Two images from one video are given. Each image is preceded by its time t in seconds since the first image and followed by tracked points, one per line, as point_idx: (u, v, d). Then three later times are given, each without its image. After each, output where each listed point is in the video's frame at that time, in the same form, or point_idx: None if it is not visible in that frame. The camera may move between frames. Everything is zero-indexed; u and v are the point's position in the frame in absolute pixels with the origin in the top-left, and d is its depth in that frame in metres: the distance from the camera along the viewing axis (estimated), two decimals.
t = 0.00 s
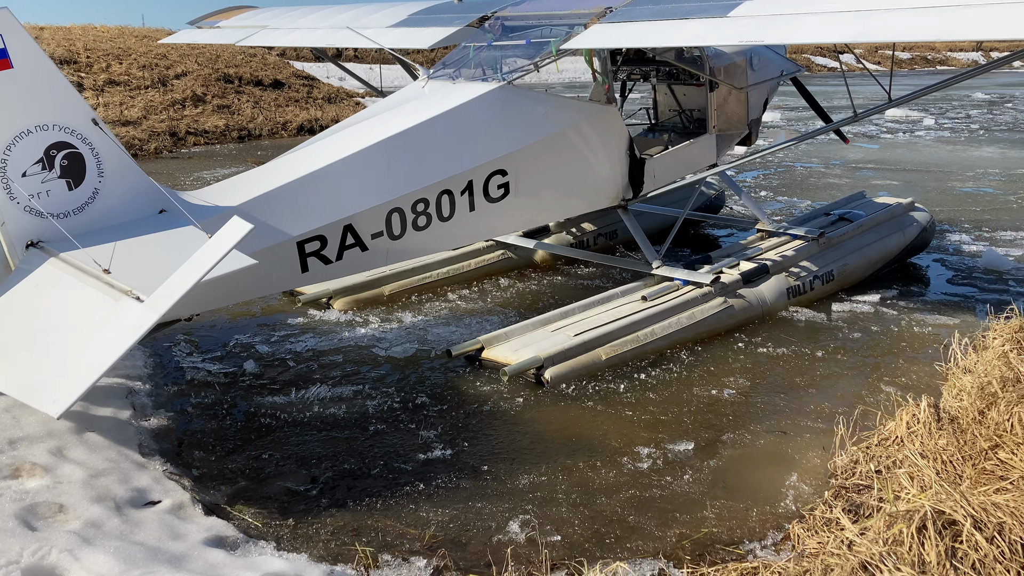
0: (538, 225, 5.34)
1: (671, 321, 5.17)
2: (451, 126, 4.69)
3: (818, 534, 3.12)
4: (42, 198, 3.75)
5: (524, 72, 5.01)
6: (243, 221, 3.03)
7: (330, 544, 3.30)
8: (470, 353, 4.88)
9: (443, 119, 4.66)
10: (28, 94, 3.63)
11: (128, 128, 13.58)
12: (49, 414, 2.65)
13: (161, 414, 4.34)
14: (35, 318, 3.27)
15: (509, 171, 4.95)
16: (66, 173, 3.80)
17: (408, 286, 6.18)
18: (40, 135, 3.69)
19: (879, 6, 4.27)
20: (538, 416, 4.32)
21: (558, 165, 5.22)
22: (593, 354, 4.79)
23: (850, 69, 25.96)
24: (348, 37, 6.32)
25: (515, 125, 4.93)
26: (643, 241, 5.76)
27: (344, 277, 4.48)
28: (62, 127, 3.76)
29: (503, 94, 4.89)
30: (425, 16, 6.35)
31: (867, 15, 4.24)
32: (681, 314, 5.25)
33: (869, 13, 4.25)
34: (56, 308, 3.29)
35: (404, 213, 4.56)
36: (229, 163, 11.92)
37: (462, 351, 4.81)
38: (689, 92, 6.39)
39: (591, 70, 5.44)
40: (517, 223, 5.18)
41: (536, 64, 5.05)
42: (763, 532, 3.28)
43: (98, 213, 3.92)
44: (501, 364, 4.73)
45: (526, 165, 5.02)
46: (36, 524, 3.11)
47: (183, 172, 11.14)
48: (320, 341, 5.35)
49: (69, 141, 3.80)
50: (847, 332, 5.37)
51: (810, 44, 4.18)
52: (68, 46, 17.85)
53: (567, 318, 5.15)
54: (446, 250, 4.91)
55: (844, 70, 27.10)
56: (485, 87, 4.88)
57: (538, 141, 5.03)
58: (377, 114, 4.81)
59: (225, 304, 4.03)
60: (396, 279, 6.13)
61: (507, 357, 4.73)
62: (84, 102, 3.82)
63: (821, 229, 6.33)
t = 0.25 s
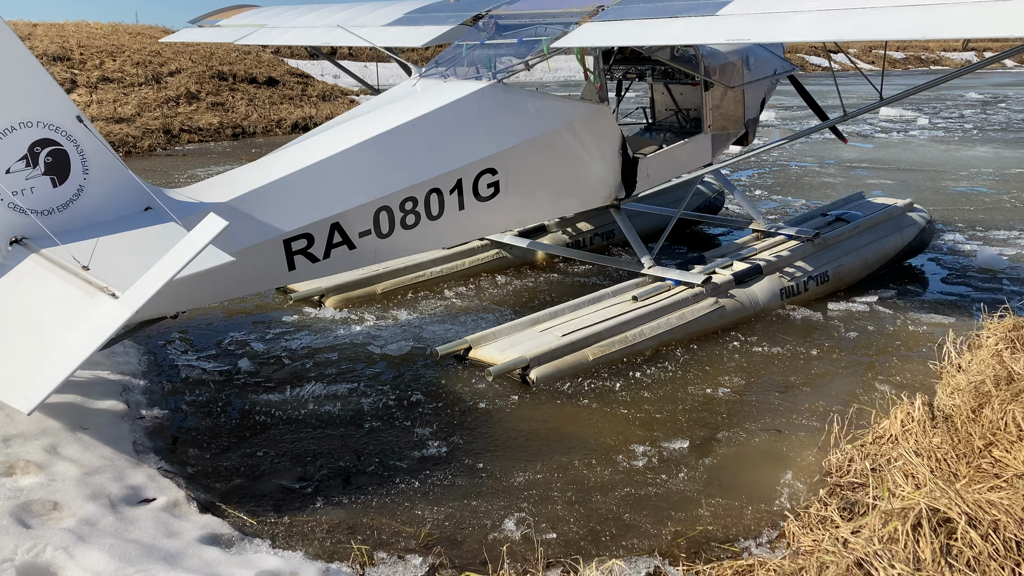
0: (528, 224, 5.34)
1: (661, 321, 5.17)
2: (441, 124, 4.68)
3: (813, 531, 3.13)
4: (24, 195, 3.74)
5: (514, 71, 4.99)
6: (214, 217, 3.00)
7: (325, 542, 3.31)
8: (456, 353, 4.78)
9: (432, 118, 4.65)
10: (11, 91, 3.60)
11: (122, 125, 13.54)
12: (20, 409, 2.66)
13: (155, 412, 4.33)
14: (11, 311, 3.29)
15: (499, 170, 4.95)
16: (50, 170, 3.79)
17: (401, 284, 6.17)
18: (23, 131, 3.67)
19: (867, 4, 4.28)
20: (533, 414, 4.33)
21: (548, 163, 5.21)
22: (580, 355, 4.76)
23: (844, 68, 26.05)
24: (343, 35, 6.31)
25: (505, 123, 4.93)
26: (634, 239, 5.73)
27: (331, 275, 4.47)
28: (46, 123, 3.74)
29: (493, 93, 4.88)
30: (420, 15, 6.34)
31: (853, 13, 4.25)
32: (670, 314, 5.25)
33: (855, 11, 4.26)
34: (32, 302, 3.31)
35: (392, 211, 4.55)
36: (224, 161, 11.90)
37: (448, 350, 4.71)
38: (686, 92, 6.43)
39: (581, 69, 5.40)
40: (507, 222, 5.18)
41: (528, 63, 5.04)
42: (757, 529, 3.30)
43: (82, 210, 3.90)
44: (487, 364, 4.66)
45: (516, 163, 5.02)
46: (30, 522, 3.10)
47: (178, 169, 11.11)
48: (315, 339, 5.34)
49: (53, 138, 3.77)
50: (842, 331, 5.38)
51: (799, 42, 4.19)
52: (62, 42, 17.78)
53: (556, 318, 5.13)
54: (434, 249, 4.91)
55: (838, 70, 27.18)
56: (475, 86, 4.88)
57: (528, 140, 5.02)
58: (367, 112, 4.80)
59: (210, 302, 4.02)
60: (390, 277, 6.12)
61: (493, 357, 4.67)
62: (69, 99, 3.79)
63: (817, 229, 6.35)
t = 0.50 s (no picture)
0: (523, 221, 5.34)
1: (658, 320, 5.17)
2: (436, 120, 4.68)
3: (813, 529, 3.15)
4: (16, 188, 3.75)
5: (511, 68, 4.97)
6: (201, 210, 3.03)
7: (326, 538, 3.31)
8: (449, 351, 4.76)
9: (428, 114, 4.65)
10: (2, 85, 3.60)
11: (123, 121, 13.53)
12: None
13: (156, 407, 4.34)
14: None
15: (494, 167, 4.94)
16: (42, 164, 3.79)
17: (400, 282, 6.19)
18: (15, 125, 3.67)
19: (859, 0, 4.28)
20: (533, 411, 4.34)
21: (545, 161, 5.21)
22: (574, 352, 4.75)
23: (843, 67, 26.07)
24: (344, 34, 6.32)
25: (501, 120, 4.92)
26: (630, 237, 5.73)
27: (325, 271, 4.46)
28: (39, 118, 3.73)
29: (489, 89, 4.88)
30: (421, 14, 6.35)
31: (844, 9, 4.26)
32: (667, 312, 5.26)
33: (849, 6, 4.26)
34: (17, 293, 3.32)
35: (386, 208, 4.55)
36: (224, 158, 11.90)
37: (441, 347, 4.69)
38: (687, 92, 6.45)
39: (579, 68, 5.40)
40: (502, 219, 5.18)
41: (524, 60, 5.02)
42: (758, 527, 3.31)
43: (73, 204, 3.90)
44: (479, 360, 4.66)
45: (512, 160, 5.01)
46: (31, 517, 3.11)
47: (178, 166, 11.11)
48: (316, 336, 5.35)
49: (46, 132, 3.77)
50: (841, 330, 5.40)
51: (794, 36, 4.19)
52: (61, 38, 17.74)
53: (550, 317, 5.12)
54: (429, 246, 4.90)
55: (837, 68, 27.18)
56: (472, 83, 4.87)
57: (523, 138, 5.02)
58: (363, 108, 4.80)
59: (202, 298, 4.01)
60: (388, 275, 6.14)
61: (486, 354, 4.67)
62: (62, 93, 3.78)
63: (818, 229, 6.36)
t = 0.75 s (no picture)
0: (525, 220, 5.32)
1: (662, 318, 5.16)
2: (436, 119, 4.68)
3: (817, 528, 3.15)
4: (14, 184, 3.74)
5: (513, 66, 4.96)
6: (197, 205, 3.06)
7: (328, 535, 3.32)
8: (451, 350, 4.82)
9: (427, 112, 4.65)
10: None
11: (126, 118, 13.54)
12: None
13: (159, 404, 4.34)
14: None
15: (496, 165, 4.93)
16: (41, 160, 3.78)
17: (402, 282, 6.21)
18: (13, 121, 3.67)
19: None
20: (536, 409, 4.34)
21: (546, 159, 5.20)
22: (576, 351, 4.74)
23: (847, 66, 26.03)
24: (347, 32, 6.33)
25: (501, 119, 4.92)
26: (632, 235, 5.73)
27: (325, 270, 4.44)
28: (37, 113, 3.73)
29: (489, 87, 4.88)
30: (423, 13, 6.34)
31: (848, 7, 4.24)
32: (670, 311, 5.24)
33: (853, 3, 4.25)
34: (14, 288, 3.35)
35: (387, 206, 4.53)
36: (228, 154, 11.91)
37: (443, 346, 4.76)
38: (690, 91, 6.42)
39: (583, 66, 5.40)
40: (504, 218, 5.16)
41: (527, 58, 5.01)
42: (760, 526, 3.31)
43: (72, 200, 3.90)
44: (479, 360, 4.68)
45: (513, 159, 5.00)
46: (34, 512, 3.11)
47: (182, 162, 11.11)
48: (319, 333, 5.34)
49: (44, 128, 3.77)
50: (845, 329, 5.39)
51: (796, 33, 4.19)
52: (65, 34, 17.76)
53: (553, 316, 5.12)
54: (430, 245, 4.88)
55: (842, 67, 27.12)
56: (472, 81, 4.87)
57: (525, 135, 5.01)
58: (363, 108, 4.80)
59: (201, 296, 4.00)
60: (390, 275, 6.15)
61: (487, 352, 4.68)
62: (60, 89, 3.79)
63: (822, 229, 6.36)
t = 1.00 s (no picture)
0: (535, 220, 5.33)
1: (675, 319, 5.16)
2: (448, 119, 4.68)
3: (822, 527, 3.14)
4: (27, 186, 3.74)
5: (522, 66, 4.98)
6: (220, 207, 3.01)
7: (334, 532, 3.33)
8: (465, 350, 4.80)
9: (439, 112, 4.65)
10: (14, 82, 3.61)
11: (133, 116, 13.59)
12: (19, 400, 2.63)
13: (166, 401, 4.36)
14: (9, 303, 3.28)
15: (507, 166, 4.94)
16: (53, 161, 3.79)
17: (409, 282, 6.20)
18: (26, 122, 3.68)
19: None
20: (542, 408, 4.34)
21: (556, 160, 5.21)
22: (591, 352, 4.75)
23: (854, 66, 25.94)
24: (353, 31, 6.34)
25: (513, 119, 4.93)
26: (642, 235, 5.72)
27: (338, 271, 4.46)
28: (50, 115, 3.75)
29: (500, 87, 4.88)
30: (430, 11, 6.35)
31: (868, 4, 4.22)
32: (682, 312, 5.24)
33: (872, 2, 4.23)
34: (31, 294, 3.29)
35: (398, 207, 4.54)
36: (234, 153, 11.93)
37: (456, 347, 4.74)
38: (697, 90, 6.42)
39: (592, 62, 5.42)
40: (514, 218, 5.18)
41: (537, 57, 5.04)
42: (766, 526, 3.30)
43: (84, 202, 3.91)
44: (493, 360, 4.67)
45: (524, 160, 5.01)
46: (41, 509, 3.13)
47: (188, 161, 11.14)
48: (325, 332, 5.35)
49: (57, 130, 3.79)
50: (850, 329, 5.38)
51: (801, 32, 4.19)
52: (73, 34, 17.83)
53: (565, 316, 5.11)
54: (441, 245, 4.90)
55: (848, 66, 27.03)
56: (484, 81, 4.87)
57: (536, 136, 5.02)
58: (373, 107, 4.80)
59: (215, 296, 4.02)
60: (398, 275, 6.15)
61: (500, 354, 4.67)
62: (73, 90, 3.81)
63: (830, 228, 6.34)
